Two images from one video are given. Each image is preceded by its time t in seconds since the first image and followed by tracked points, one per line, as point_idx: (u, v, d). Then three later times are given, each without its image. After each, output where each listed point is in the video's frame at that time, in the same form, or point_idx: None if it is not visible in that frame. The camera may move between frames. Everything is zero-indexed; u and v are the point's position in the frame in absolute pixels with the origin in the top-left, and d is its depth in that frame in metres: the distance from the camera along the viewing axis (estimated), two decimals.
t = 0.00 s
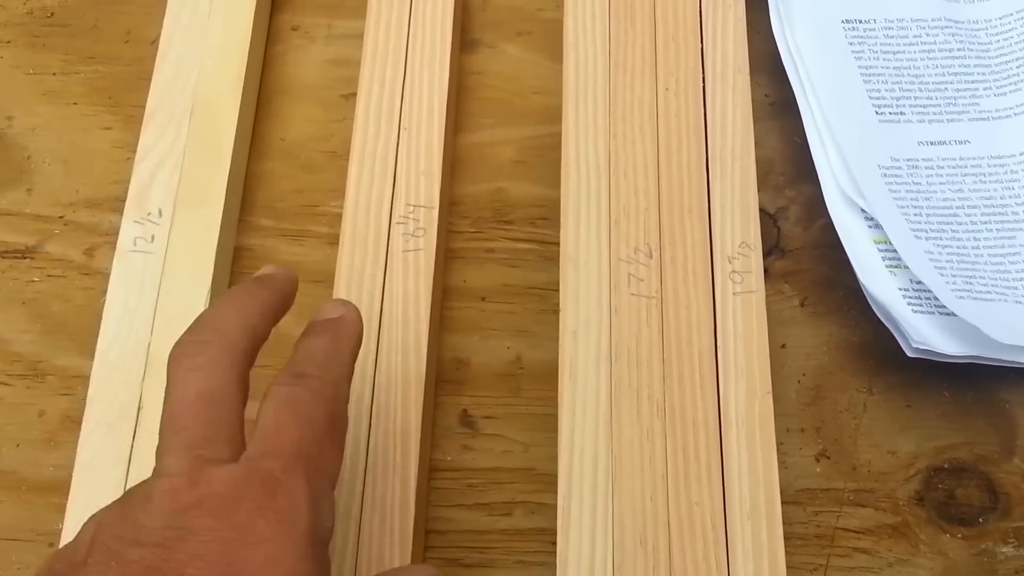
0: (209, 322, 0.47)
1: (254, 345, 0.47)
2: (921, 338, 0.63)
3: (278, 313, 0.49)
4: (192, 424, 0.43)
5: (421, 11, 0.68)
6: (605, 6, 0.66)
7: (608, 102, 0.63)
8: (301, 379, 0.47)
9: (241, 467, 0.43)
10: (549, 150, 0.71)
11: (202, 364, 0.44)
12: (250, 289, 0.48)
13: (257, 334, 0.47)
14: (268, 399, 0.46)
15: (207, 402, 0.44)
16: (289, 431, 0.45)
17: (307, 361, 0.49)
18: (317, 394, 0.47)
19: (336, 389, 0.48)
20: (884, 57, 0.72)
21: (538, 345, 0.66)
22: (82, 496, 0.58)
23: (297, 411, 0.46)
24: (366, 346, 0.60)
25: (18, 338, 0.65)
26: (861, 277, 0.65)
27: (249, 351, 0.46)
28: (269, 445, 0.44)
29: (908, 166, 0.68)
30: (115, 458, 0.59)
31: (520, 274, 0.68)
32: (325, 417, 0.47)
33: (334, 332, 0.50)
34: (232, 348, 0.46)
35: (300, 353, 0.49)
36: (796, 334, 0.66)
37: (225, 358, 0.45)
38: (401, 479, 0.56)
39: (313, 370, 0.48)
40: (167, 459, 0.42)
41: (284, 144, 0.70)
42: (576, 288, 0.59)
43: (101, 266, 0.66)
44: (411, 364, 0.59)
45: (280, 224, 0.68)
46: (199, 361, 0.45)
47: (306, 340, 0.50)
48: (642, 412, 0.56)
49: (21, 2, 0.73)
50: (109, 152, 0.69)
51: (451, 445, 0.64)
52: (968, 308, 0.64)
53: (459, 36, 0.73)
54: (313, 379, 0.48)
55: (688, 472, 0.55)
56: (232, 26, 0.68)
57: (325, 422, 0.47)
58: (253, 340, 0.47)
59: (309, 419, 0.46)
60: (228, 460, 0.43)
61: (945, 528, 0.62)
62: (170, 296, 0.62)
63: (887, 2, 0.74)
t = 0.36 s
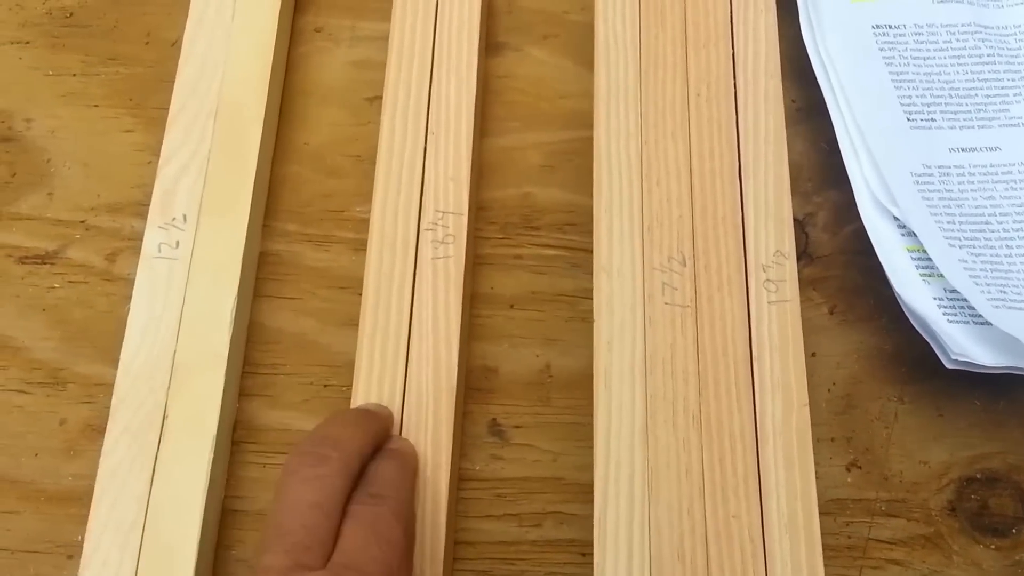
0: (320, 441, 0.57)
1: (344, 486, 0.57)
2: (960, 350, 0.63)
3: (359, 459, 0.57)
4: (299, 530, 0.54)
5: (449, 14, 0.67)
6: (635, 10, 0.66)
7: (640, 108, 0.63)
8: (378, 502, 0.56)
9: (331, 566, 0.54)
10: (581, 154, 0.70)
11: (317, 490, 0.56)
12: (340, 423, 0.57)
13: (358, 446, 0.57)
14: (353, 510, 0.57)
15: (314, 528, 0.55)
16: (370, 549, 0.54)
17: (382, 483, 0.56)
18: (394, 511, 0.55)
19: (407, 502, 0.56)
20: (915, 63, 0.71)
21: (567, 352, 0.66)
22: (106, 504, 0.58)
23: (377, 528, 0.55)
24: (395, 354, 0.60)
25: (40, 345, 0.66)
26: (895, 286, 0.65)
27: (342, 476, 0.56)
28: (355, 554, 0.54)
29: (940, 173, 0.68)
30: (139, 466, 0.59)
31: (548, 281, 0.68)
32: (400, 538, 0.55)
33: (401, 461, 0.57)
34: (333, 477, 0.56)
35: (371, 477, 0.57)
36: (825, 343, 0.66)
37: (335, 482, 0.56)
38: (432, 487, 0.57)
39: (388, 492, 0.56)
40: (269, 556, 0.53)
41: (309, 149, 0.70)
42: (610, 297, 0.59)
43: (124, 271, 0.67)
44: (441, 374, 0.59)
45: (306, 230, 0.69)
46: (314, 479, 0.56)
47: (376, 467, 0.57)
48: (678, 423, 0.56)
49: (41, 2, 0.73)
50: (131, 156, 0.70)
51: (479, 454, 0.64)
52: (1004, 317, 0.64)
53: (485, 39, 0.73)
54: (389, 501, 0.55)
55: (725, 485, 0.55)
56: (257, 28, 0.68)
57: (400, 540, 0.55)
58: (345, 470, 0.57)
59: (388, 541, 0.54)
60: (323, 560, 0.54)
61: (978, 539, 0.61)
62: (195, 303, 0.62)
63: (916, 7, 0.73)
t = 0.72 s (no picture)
0: (352, 447, 0.56)
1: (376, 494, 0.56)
2: (998, 359, 0.62)
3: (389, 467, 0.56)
4: (333, 538, 0.53)
5: (472, 17, 0.67)
6: (658, 13, 0.65)
7: (667, 109, 0.63)
8: (410, 512, 0.56)
9: None
10: (598, 158, 0.70)
11: (351, 498, 0.55)
12: (373, 428, 0.56)
13: (391, 452, 0.56)
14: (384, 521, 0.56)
15: (349, 536, 0.54)
16: (403, 559, 0.54)
17: (415, 491, 0.56)
18: (426, 521, 0.55)
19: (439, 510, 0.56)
20: (946, 65, 0.70)
21: (585, 359, 0.65)
22: (130, 509, 0.58)
23: (409, 538, 0.55)
24: (415, 359, 0.60)
25: (61, 349, 0.66)
26: (926, 293, 0.64)
27: (375, 484, 0.56)
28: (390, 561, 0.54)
29: (971, 178, 0.67)
30: (162, 471, 0.59)
31: (565, 286, 0.67)
32: (433, 548, 0.55)
33: (431, 468, 0.57)
34: (367, 485, 0.56)
35: (404, 486, 0.56)
36: (847, 350, 0.65)
37: (368, 489, 0.56)
38: (453, 490, 0.57)
39: (421, 501, 0.56)
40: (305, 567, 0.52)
41: (328, 153, 0.70)
42: (634, 304, 0.58)
43: (144, 276, 0.68)
44: (461, 381, 0.59)
45: (324, 235, 0.69)
46: (347, 487, 0.55)
47: (408, 475, 0.56)
48: (704, 432, 0.55)
49: (64, 8, 0.74)
50: (152, 160, 0.70)
51: (496, 460, 0.63)
52: None
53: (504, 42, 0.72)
54: (422, 511, 0.55)
55: (752, 495, 0.54)
56: (280, 33, 0.69)
57: (433, 550, 0.55)
58: (376, 478, 0.56)
59: (421, 551, 0.54)
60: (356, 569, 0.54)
61: (1006, 551, 0.60)
62: (218, 308, 0.63)
63: (947, 7, 0.72)
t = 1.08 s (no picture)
0: (391, 434, 0.57)
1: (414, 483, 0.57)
2: None
3: (425, 456, 0.57)
4: (381, 522, 0.55)
5: (508, 16, 0.68)
6: (691, 13, 0.66)
7: (699, 109, 0.63)
8: (446, 500, 0.56)
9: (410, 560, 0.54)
10: (626, 157, 0.71)
11: (394, 484, 0.56)
12: (408, 417, 0.58)
13: (428, 441, 0.57)
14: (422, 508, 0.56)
15: (393, 521, 0.55)
16: (444, 547, 0.55)
17: (448, 480, 0.57)
18: (462, 509, 0.56)
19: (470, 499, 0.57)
20: (982, 67, 0.68)
21: (609, 355, 0.66)
22: (166, 489, 0.60)
23: (448, 526, 0.55)
24: (444, 351, 0.61)
25: (102, 334, 0.69)
26: (956, 297, 0.63)
27: (414, 473, 0.57)
28: (429, 552, 0.54)
29: (1005, 182, 0.65)
30: (198, 453, 0.61)
31: (590, 283, 0.68)
32: (469, 535, 0.56)
33: (462, 458, 0.58)
34: (406, 473, 0.57)
35: (437, 476, 0.57)
36: (869, 353, 0.65)
37: (407, 476, 0.57)
38: (478, 479, 0.59)
39: (455, 489, 0.57)
40: (352, 550, 0.53)
41: (362, 148, 0.72)
42: (661, 300, 0.59)
43: (183, 265, 0.70)
44: (488, 373, 0.61)
45: (356, 228, 0.70)
46: (389, 474, 0.56)
47: (441, 465, 0.57)
48: (730, 431, 0.56)
49: (111, 2, 0.76)
50: (193, 152, 0.72)
51: (520, 453, 0.65)
52: None
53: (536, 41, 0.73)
54: (457, 499, 0.56)
55: (776, 493, 0.55)
56: (321, 31, 0.71)
57: (469, 537, 0.56)
58: (415, 467, 0.57)
59: (459, 538, 0.55)
60: (399, 554, 0.54)
61: None
62: (255, 297, 0.65)
63: (985, 9, 0.70)
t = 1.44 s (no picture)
0: (423, 424, 0.59)
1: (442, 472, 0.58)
2: None
3: (450, 448, 0.59)
4: (412, 504, 0.56)
5: (531, 27, 0.71)
6: (708, 27, 0.68)
7: (714, 122, 0.65)
8: (467, 493, 0.58)
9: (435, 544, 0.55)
10: (640, 167, 0.73)
11: (426, 470, 0.57)
12: (435, 410, 0.60)
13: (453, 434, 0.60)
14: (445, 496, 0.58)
15: (422, 506, 0.56)
16: (466, 538, 0.56)
17: (469, 474, 0.59)
18: (481, 503, 0.59)
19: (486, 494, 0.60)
20: (996, 88, 0.69)
21: (617, 359, 0.69)
22: (186, 473, 0.64)
23: (469, 518, 0.57)
24: (457, 350, 0.63)
25: (134, 322, 0.72)
26: (961, 313, 0.63)
27: (444, 461, 0.58)
28: (453, 541, 0.56)
29: (1015, 202, 0.65)
30: (219, 439, 0.64)
31: (601, 288, 0.70)
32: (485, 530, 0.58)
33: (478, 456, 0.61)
34: (438, 462, 0.58)
35: (458, 470, 0.59)
36: (874, 366, 0.66)
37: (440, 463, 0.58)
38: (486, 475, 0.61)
39: (475, 484, 0.59)
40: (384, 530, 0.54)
41: (385, 150, 0.75)
42: (668, 307, 0.61)
43: (212, 259, 0.73)
44: (499, 372, 0.63)
45: (378, 228, 0.73)
46: (421, 460, 0.57)
47: (461, 460, 0.60)
48: (733, 438, 0.58)
49: (154, 5, 0.80)
50: (226, 151, 0.76)
51: (527, 451, 0.67)
52: None
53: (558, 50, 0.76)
54: (477, 493, 0.59)
55: (777, 501, 0.57)
56: (352, 38, 0.73)
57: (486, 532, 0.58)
58: (444, 456, 0.58)
59: (479, 531, 0.57)
60: (425, 539, 0.56)
61: None
62: (279, 293, 0.68)
63: (1001, 31, 0.71)
